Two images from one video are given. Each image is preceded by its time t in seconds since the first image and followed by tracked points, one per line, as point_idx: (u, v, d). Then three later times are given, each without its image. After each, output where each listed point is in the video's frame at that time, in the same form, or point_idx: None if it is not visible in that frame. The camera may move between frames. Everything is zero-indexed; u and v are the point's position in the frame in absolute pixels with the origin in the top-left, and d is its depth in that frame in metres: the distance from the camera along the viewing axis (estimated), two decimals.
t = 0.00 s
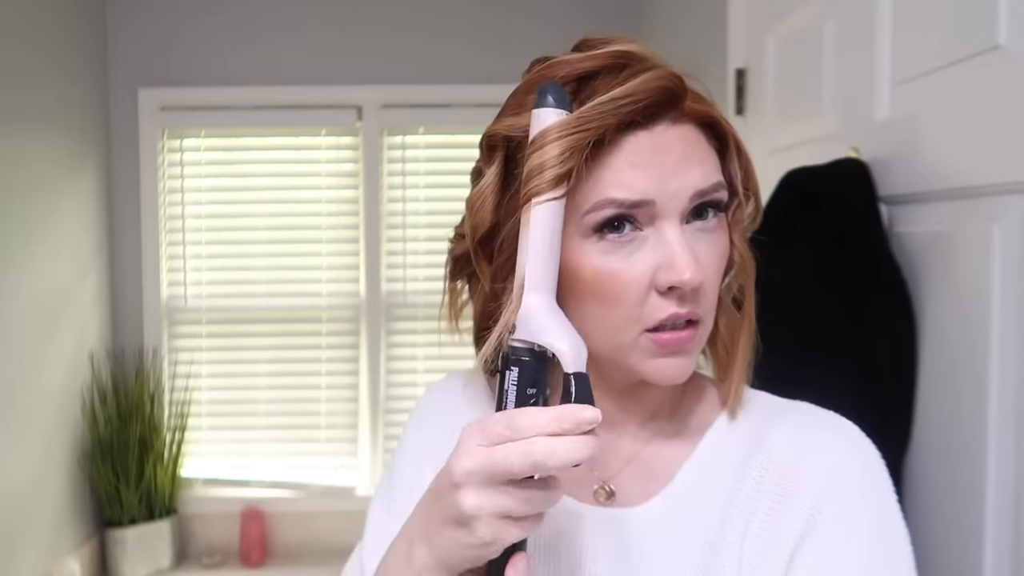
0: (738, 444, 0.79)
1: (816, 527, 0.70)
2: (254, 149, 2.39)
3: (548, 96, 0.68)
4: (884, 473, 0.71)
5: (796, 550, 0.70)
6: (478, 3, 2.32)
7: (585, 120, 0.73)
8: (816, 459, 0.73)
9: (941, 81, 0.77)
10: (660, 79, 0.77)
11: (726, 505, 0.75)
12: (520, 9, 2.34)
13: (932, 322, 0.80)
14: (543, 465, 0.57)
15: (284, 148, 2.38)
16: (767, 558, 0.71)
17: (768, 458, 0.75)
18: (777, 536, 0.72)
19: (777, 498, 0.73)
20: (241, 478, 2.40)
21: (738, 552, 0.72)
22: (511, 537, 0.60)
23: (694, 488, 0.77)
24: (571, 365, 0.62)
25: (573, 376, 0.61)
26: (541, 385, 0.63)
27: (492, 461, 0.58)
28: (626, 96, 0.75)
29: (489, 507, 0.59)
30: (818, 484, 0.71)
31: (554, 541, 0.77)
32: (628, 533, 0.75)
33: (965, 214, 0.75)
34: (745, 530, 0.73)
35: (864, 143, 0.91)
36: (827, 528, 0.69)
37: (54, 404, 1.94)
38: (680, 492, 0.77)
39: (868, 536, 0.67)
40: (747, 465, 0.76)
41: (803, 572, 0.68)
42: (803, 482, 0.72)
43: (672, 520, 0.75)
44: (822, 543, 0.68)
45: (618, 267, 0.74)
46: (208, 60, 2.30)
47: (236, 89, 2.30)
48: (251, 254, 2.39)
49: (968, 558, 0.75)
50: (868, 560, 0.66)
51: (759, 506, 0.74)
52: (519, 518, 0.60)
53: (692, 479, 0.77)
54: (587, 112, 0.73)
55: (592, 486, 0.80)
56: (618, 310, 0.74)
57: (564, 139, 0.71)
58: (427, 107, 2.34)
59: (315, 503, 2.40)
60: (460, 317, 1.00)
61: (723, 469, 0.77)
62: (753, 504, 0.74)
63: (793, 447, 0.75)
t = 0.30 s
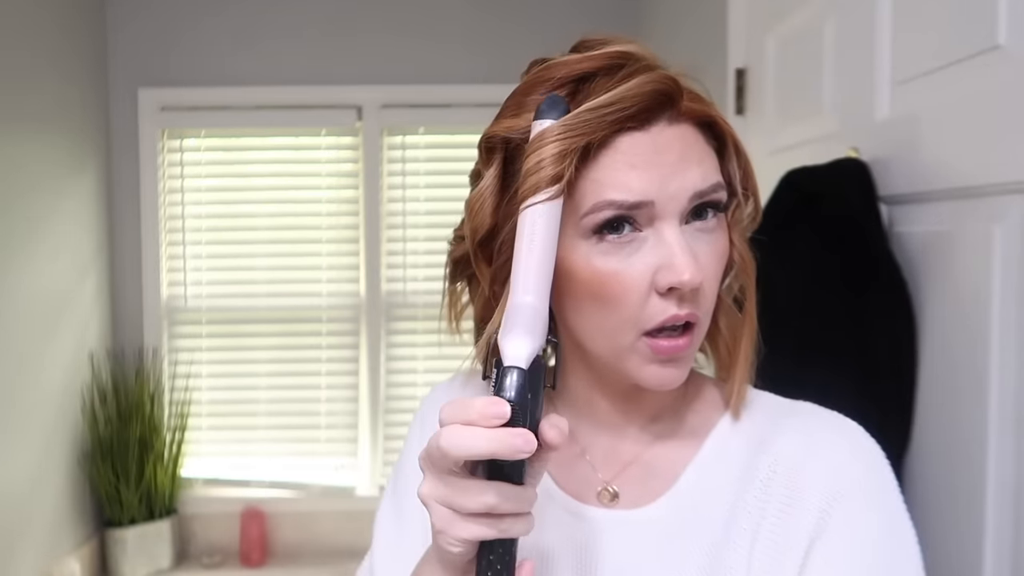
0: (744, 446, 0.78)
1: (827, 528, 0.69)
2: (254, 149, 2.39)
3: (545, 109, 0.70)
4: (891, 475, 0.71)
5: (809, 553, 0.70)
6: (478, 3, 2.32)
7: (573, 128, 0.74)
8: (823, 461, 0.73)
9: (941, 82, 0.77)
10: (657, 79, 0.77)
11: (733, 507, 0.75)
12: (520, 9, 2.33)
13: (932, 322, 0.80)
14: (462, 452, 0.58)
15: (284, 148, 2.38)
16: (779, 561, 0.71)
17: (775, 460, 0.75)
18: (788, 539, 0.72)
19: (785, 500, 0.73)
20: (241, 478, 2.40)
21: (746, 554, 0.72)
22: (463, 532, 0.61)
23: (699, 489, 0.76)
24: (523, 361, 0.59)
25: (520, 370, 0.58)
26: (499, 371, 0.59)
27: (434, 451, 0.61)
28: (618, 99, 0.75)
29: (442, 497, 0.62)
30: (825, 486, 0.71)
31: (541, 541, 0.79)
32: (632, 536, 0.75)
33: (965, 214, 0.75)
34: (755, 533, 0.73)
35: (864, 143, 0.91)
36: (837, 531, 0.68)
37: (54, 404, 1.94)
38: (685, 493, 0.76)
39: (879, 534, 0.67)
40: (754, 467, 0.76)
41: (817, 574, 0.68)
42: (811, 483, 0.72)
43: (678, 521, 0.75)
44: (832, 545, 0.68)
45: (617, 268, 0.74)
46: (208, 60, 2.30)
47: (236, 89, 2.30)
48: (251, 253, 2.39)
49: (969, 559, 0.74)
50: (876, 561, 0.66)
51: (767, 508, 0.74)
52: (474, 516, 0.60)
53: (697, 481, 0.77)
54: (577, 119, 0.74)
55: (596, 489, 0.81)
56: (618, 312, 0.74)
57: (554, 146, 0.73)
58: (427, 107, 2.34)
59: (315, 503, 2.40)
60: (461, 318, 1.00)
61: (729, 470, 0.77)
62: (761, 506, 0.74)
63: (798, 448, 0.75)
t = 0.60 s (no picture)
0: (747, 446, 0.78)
1: (831, 528, 0.70)
2: (254, 149, 2.39)
3: (521, 99, 0.63)
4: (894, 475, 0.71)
5: (812, 553, 0.70)
6: (478, 3, 2.32)
7: (574, 135, 0.74)
8: (826, 461, 0.73)
9: (941, 82, 0.77)
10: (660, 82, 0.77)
11: (737, 506, 0.75)
12: (520, 9, 2.33)
13: (932, 322, 0.80)
14: (457, 460, 0.58)
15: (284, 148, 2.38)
16: (783, 561, 0.71)
17: (778, 459, 0.75)
18: (792, 538, 0.72)
19: (788, 501, 0.73)
20: (241, 478, 2.41)
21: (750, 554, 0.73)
22: (462, 541, 0.61)
23: (701, 489, 0.76)
24: (513, 361, 0.58)
25: (510, 372, 0.58)
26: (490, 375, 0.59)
27: (428, 460, 0.61)
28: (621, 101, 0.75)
29: (438, 506, 0.62)
30: (828, 487, 0.71)
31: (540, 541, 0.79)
32: (635, 536, 0.75)
33: (965, 214, 0.75)
34: (758, 532, 0.73)
35: (864, 143, 0.91)
36: (841, 531, 0.69)
37: (54, 404, 1.94)
38: (686, 493, 0.76)
39: (881, 533, 0.67)
40: (756, 467, 0.76)
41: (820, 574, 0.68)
42: (814, 483, 0.72)
43: (679, 520, 0.75)
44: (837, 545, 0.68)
45: (618, 269, 0.74)
46: (208, 60, 2.30)
47: (237, 89, 2.30)
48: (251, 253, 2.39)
49: (968, 558, 0.75)
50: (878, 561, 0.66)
51: (771, 508, 0.74)
52: (473, 523, 0.60)
53: (699, 481, 0.77)
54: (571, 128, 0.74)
55: (598, 488, 0.81)
56: (618, 313, 0.74)
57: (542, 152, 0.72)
58: (427, 107, 2.34)
59: (315, 503, 2.40)
60: (462, 318, 1.00)
61: (732, 469, 0.77)
62: (764, 506, 0.74)
63: (800, 447, 0.75)
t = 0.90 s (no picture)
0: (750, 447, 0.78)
1: (835, 529, 0.70)
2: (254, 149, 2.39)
3: (540, 119, 0.64)
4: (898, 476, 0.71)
5: (819, 554, 0.70)
6: (478, 3, 2.32)
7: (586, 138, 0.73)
8: (828, 461, 0.73)
9: (941, 82, 0.77)
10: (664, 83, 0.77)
11: (740, 507, 0.75)
12: (520, 9, 2.34)
13: (932, 322, 0.80)
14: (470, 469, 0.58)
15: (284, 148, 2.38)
16: (788, 561, 0.71)
17: (781, 459, 0.75)
18: (797, 540, 0.72)
19: (792, 501, 0.73)
20: (241, 478, 2.41)
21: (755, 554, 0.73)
22: (477, 555, 0.60)
23: (704, 488, 0.77)
24: (514, 372, 0.58)
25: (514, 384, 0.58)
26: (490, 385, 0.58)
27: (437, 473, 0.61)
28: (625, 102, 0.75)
29: (452, 522, 0.61)
30: (831, 487, 0.71)
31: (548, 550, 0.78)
32: (637, 535, 0.75)
33: (965, 214, 0.75)
34: (762, 532, 0.73)
35: (864, 143, 0.91)
36: (845, 532, 0.69)
37: (54, 404, 1.94)
38: (689, 493, 0.76)
39: (884, 532, 0.67)
40: (759, 467, 0.76)
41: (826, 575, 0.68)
42: (817, 483, 0.72)
43: (682, 521, 0.75)
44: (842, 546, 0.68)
45: (619, 268, 0.74)
46: (209, 59, 2.30)
47: (237, 89, 2.30)
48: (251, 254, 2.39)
49: (968, 557, 0.75)
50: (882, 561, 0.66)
51: (775, 508, 0.74)
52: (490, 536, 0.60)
53: (702, 481, 0.77)
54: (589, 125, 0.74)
55: (598, 487, 0.81)
56: (619, 311, 0.74)
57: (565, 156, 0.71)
58: (427, 107, 2.34)
59: (315, 503, 2.40)
60: (464, 317, 1.00)
61: (735, 470, 0.77)
62: (768, 506, 0.74)
63: (803, 448, 0.75)
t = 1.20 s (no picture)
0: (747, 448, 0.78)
1: (839, 535, 0.70)
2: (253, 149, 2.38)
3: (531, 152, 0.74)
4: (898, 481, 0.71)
5: (824, 560, 0.70)
6: (478, 3, 2.32)
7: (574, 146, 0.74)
8: (830, 465, 0.73)
9: (941, 82, 0.77)
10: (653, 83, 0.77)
11: (741, 511, 0.74)
12: (521, 9, 2.34)
13: (932, 321, 0.81)
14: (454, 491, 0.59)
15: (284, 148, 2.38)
16: (793, 567, 0.71)
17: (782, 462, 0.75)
18: (801, 545, 0.71)
19: (794, 505, 0.73)
20: (241, 478, 2.41)
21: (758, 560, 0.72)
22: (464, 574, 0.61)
23: (704, 491, 0.75)
24: (492, 395, 0.61)
25: (491, 408, 0.60)
26: (471, 407, 0.61)
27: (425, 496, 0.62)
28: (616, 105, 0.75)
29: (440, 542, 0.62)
30: (833, 492, 0.71)
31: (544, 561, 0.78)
32: (638, 538, 0.75)
33: (965, 214, 0.75)
34: (765, 538, 0.73)
35: (864, 143, 0.91)
36: (851, 538, 0.69)
37: (54, 404, 1.94)
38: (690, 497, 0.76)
39: (887, 539, 0.68)
40: (758, 470, 0.76)
41: None
42: (820, 488, 0.72)
43: (683, 526, 0.75)
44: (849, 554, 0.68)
45: (615, 267, 0.74)
46: (209, 60, 2.30)
47: (237, 89, 2.30)
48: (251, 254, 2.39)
49: (968, 558, 0.75)
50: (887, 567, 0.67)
51: (777, 512, 0.74)
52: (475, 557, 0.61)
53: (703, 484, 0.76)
54: (573, 142, 0.74)
55: (594, 488, 0.81)
56: (616, 311, 0.74)
57: (553, 172, 0.74)
58: (427, 107, 2.34)
59: (316, 503, 2.40)
60: (462, 322, 1.00)
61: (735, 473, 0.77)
62: (770, 510, 0.74)
63: (804, 451, 0.75)
